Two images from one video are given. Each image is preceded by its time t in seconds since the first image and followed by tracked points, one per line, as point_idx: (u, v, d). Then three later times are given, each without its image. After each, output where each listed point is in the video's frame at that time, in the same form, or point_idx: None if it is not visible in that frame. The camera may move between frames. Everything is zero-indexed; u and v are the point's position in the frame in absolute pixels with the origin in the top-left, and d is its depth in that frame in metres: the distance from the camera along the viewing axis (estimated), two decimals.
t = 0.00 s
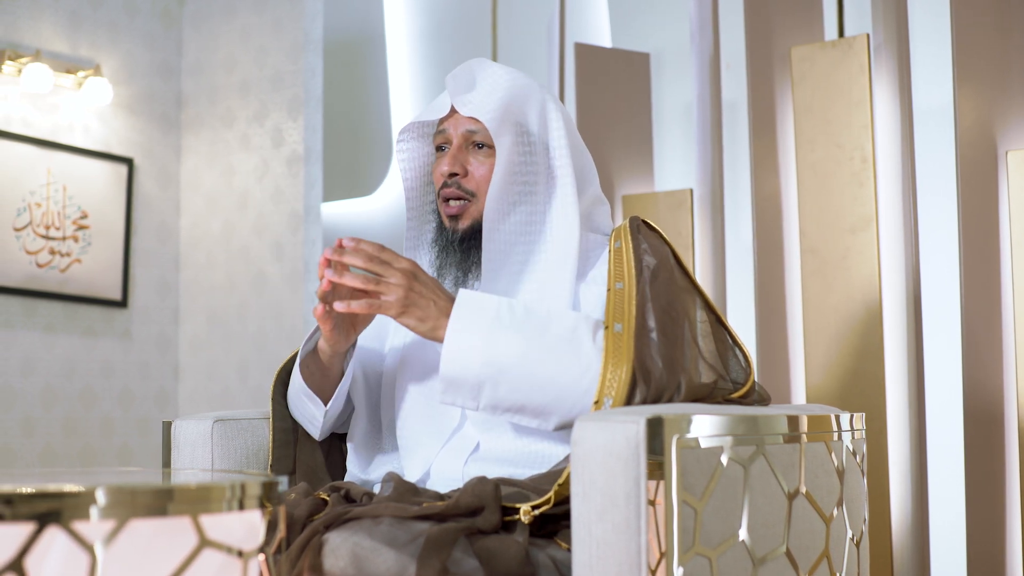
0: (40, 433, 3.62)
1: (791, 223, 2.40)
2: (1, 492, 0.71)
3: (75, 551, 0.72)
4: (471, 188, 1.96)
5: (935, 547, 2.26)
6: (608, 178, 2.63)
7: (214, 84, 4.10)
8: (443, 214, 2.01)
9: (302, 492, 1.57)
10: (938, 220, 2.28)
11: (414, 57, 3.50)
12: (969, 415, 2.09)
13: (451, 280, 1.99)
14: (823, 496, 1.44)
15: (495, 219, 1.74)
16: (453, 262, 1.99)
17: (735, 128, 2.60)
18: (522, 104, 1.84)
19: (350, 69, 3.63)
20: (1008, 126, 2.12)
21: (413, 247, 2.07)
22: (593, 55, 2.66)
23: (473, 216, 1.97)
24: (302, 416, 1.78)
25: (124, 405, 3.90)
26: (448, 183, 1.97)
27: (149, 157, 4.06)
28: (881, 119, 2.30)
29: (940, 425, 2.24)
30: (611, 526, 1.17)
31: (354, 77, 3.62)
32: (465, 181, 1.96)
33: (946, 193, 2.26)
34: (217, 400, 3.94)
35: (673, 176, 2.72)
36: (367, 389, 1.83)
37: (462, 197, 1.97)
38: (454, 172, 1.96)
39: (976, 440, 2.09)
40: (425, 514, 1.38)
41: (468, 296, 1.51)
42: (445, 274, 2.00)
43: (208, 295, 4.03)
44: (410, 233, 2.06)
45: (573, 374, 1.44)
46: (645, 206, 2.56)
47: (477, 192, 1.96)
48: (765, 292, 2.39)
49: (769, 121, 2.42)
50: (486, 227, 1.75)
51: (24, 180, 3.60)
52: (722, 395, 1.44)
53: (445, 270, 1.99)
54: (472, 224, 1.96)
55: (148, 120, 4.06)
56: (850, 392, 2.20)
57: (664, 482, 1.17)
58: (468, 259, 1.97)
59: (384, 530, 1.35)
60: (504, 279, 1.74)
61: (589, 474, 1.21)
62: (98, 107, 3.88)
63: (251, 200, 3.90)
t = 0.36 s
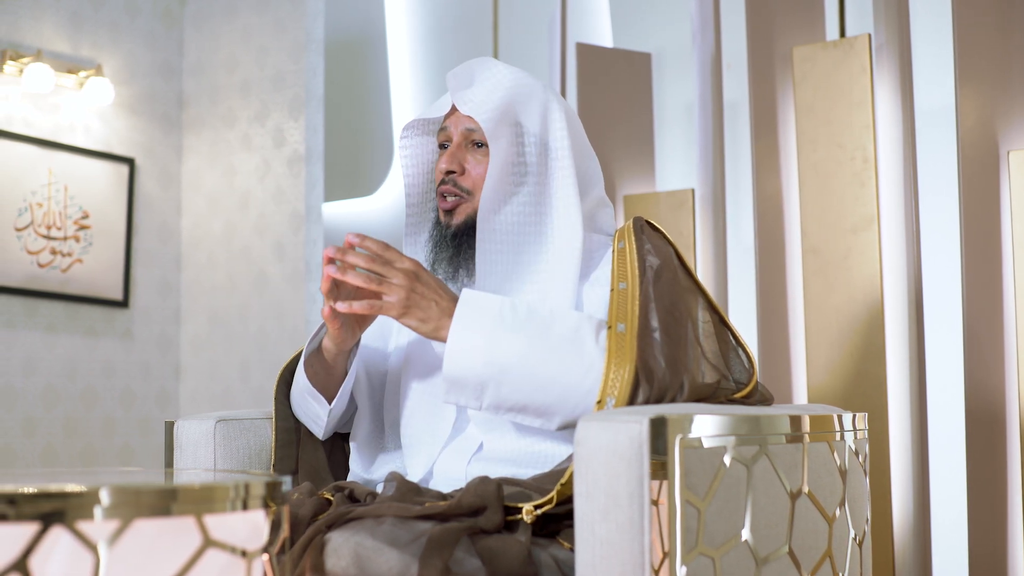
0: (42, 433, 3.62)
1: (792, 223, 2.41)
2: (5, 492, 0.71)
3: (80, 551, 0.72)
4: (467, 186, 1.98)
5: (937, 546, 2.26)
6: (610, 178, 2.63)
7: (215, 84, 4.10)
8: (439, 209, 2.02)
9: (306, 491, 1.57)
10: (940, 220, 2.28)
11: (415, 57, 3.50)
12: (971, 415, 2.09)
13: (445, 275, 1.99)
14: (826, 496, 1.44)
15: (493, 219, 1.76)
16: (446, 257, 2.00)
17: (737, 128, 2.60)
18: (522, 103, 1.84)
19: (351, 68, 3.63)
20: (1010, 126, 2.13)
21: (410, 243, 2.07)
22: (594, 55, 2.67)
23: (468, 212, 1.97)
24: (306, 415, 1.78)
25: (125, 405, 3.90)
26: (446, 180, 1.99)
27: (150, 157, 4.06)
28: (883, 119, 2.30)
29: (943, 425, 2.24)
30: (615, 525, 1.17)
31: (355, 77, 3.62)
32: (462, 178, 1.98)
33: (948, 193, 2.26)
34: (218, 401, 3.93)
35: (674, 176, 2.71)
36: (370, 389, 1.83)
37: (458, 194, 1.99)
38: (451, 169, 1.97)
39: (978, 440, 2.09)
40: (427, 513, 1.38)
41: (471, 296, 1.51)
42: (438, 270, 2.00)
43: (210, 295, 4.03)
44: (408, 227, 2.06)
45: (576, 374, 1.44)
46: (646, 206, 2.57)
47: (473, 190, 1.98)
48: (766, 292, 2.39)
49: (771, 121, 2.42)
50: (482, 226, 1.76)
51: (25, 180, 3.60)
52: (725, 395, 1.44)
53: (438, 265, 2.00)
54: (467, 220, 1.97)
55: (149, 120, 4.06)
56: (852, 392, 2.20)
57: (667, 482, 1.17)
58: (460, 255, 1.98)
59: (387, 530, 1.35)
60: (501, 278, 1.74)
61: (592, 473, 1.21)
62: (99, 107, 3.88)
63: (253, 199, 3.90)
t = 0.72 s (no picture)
0: (43, 433, 3.62)
1: (794, 223, 2.41)
2: (8, 492, 0.71)
3: (84, 551, 0.72)
4: (480, 186, 1.96)
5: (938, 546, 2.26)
6: (612, 178, 2.63)
7: (216, 84, 4.10)
8: (453, 210, 2.01)
9: (309, 491, 1.57)
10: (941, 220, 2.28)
11: (416, 57, 3.50)
12: (973, 414, 2.09)
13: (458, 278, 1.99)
14: (828, 496, 1.44)
15: (508, 215, 1.73)
16: (462, 259, 1.99)
17: (738, 128, 2.59)
18: (531, 102, 1.84)
19: (352, 68, 3.64)
20: (1011, 126, 2.13)
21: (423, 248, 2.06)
22: (596, 55, 2.67)
23: (482, 211, 1.97)
24: (309, 417, 1.77)
25: (126, 405, 3.90)
26: (458, 180, 1.97)
27: (152, 157, 4.06)
28: (884, 119, 2.30)
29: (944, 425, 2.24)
30: (618, 526, 1.17)
31: (356, 77, 3.62)
32: (475, 178, 1.96)
33: (949, 192, 2.26)
34: (219, 400, 3.94)
35: (675, 177, 2.70)
36: (372, 389, 1.84)
37: (471, 195, 1.97)
38: (464, 170, 1.96)
39: (979, 440, 2.09)
40: (430, 513, 1.38)
41: (474, 300, 1.51)
42: (452, 271, 2.00)
43: (211, 295, 4.03)
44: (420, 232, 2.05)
45: (578, 375, 1.44)
46: (648, 206, 2.57)
47: (487, 190, 1.96)
48: (768, 292, 2.39)
49: (773, 121, 2.42)
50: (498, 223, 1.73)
51: (26, 180, 3.60)
52: (728, 395, 1.44)
53: (454, 268, 2.00)
54: (482, 220, 1.96)
55: (150, 120, 4.06)
56: (853, 392, 2.20)
57: (670, 482, 1.16)
58: (475, 256, 1.97)
59: (389, 530, 1.35)
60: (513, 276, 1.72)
61: (595, 474, 1.21)
62: (100, 107, 3.88)
63: (254, 199, 3.90)
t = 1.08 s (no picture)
0: (44, 433, 3.62)
1: (796, 223, 2.41)
2: (11, 492, 0.71)
3: (88, 551, 0.72)
4: (485, 188, 1.97)
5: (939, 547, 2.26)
6: (613, 178, 2.63)
7: (217, 84, 4.10)
8: (457, 214, 2.01)
9: (312, 491, 1.57)
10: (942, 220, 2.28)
11: (417, 57, 3.50)
12: (975, 414, 2.09)
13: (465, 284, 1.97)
14: (831, 495, 1.44)
15: (512, 217, 1.73)
16: (468, 265, 1.97)
17: (739, 127, 2.60)
18: (535, 103, 1.84)
19: (353, 68, 3.64)
20: (1013, 126, 2.13)
21: (421, 246, 2.07)
22: (598, 55, 2.67)
23: (488, 217, 1.97)
24: (312, 418, 1.78)
25: (127, 405, 3.90)
26: (462, 184, 1.97)
27: (153, 157, 4.06)
28: (885, 119, 2.30)
29: (945, 425, 2.24)
30: (621, 526, 1.17)
31: (357, 77, 3.63)
32: (479, 181, 1.96)
33: (950, 192, 2.26)
34: (220, 400, 3.94)
35: (677, 177, 2.71)
36: (375, 390, 1.83)
37: (476, 199, 1.98)
38: (469, 173, 1.96)
39: (980, 439, 2.09)
40: (433, 513, 1.38)
41: (476, 301, 1.50)
42: (459, 278, 1.98)
43: (212, 295, 4.03)
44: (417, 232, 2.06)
45: (581, 375, 1.44)
46: (649, 206, 2.57)
47: (491, 193, 1.97)
48: (769, 292, 2.39)
49: (775, 121, 2.42)
50: (502, 225, 1.73)
51: (28, 180, 3.60)
52: (731, 395, 1.44)
53: (460, 274, 1.98)
54: (488, 225, 1.97)
55: (151, 120, 4.06)
56: (855, 392, 2.20)
57: (673, 482, 1.17)
58: (482, 261, 1.96)
59: (392, 530, 1.35)
60: (516, 278, 1.72)
61: (598, 474, 1.21)
62: (102, 107, 3.88)
63: (255, 199, 3.90)
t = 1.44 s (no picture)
0: (45, 433, 3.62)
1: (797, 223, 2.40)
2: (13, 492, 0.71)
3: (91, 551, 0.72)
4: (485, 188, 1.96)
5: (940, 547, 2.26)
6: (614, 178, 2.63)
7: (218, 84, 4.09)
8: (458, 213, 2.01)
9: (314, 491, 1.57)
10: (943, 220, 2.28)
11: (419, 57, 3.51)
12: (976, 413, 2.09)
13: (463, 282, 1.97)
14: (833, 496, 1.44)
15: (512, 217, 1.73)
16: (467, 262, 1.97)
17: (741, 127, 2.60)
18: (536, 103, 1.83)
19: (354, 68, 3.64)
20: (1015, 125, 2.12)
21: (423, 247, 2.08)
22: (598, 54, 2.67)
23: (488, 215, 1.97)
24: (314, 418, 1.78)
25: (128, 405, 3.90)
26: (463, 183, 1.97)
27: (154, 157, 4.06)
28: (886, 119, 2.30)
29: (947, 425, 2.24)
30: (623, 526, 1.17)
31: (358, 77, 3.63)
32: (479, 181, 1.96)
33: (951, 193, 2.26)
34: (222, 400, 3.94)
35: (678, 177, 2.71)
36: (377, 391, 1.83)
37: (477, 197, 1.97)
38: (469, 172, 1.95)
39: (982, 439, 2.09)
40: (435, 513, 1.38)
41: (478, 301, 1.50)
42: (456, 275, 1.99)
43: (214, 295, 4.03)
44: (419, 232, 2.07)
45: (583, 375, 1.44)
46: (651, 206, 2.57)
47: (492, 193, 1.96)
48: (770, 292, 2.39)
49: (776, 121, 2.42)
50: (502, 224, 1.73)
51: (28, 180, 3.60)
52: (733, 395, 1.44)
53: (458, 271, 1.98)
54: (488, 224, 1.97)
55: (152, 120, 4.06)
56: (857, 392, 2.20)
57: (676, 482, 1.17)
58: (481, 259, 1.96)
59: (394, 530, 1.35)
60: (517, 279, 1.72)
61: (600, 474, 1.20)
62: (103, 107, 3.88)
63: (256, 199, 3.89)
